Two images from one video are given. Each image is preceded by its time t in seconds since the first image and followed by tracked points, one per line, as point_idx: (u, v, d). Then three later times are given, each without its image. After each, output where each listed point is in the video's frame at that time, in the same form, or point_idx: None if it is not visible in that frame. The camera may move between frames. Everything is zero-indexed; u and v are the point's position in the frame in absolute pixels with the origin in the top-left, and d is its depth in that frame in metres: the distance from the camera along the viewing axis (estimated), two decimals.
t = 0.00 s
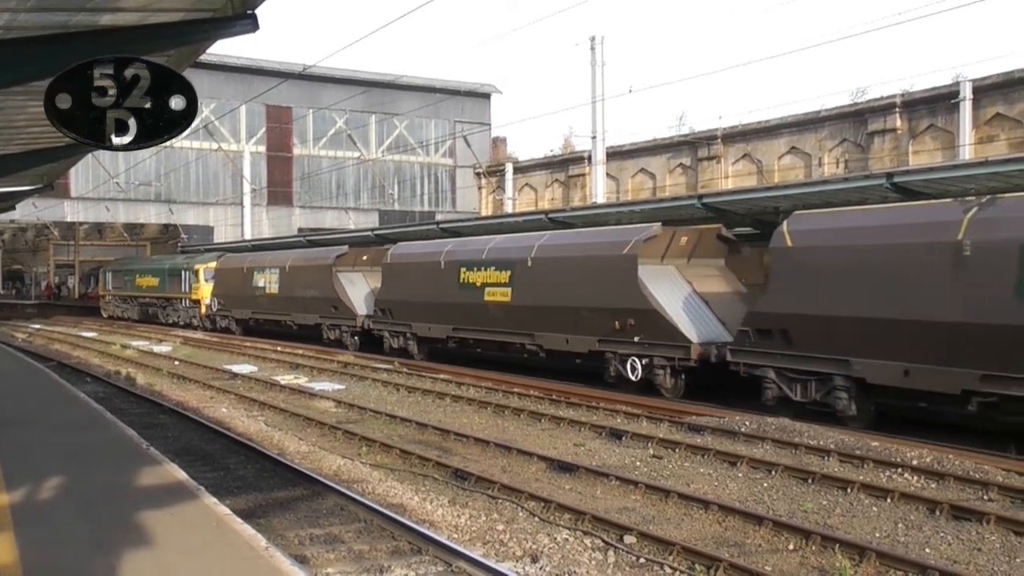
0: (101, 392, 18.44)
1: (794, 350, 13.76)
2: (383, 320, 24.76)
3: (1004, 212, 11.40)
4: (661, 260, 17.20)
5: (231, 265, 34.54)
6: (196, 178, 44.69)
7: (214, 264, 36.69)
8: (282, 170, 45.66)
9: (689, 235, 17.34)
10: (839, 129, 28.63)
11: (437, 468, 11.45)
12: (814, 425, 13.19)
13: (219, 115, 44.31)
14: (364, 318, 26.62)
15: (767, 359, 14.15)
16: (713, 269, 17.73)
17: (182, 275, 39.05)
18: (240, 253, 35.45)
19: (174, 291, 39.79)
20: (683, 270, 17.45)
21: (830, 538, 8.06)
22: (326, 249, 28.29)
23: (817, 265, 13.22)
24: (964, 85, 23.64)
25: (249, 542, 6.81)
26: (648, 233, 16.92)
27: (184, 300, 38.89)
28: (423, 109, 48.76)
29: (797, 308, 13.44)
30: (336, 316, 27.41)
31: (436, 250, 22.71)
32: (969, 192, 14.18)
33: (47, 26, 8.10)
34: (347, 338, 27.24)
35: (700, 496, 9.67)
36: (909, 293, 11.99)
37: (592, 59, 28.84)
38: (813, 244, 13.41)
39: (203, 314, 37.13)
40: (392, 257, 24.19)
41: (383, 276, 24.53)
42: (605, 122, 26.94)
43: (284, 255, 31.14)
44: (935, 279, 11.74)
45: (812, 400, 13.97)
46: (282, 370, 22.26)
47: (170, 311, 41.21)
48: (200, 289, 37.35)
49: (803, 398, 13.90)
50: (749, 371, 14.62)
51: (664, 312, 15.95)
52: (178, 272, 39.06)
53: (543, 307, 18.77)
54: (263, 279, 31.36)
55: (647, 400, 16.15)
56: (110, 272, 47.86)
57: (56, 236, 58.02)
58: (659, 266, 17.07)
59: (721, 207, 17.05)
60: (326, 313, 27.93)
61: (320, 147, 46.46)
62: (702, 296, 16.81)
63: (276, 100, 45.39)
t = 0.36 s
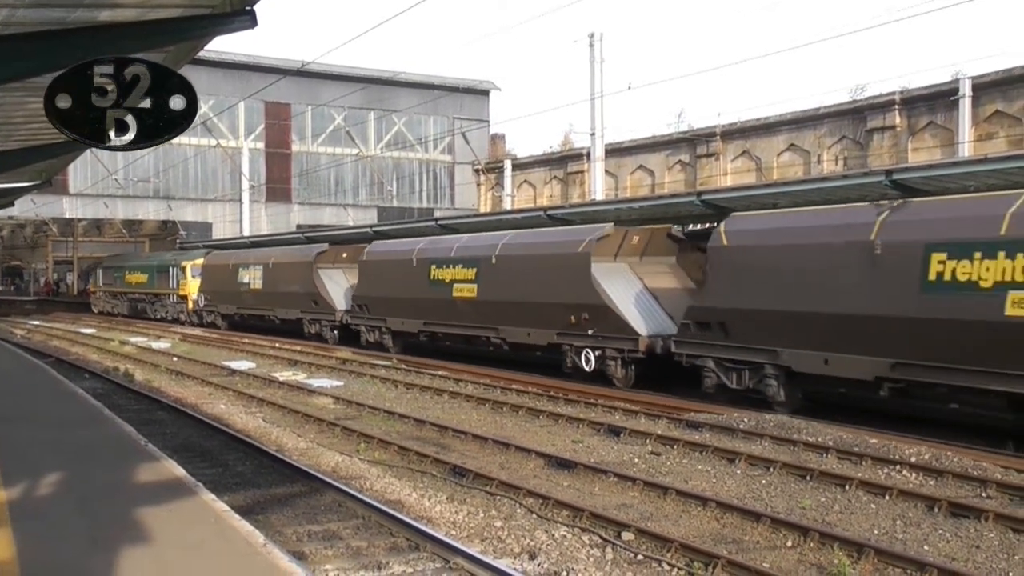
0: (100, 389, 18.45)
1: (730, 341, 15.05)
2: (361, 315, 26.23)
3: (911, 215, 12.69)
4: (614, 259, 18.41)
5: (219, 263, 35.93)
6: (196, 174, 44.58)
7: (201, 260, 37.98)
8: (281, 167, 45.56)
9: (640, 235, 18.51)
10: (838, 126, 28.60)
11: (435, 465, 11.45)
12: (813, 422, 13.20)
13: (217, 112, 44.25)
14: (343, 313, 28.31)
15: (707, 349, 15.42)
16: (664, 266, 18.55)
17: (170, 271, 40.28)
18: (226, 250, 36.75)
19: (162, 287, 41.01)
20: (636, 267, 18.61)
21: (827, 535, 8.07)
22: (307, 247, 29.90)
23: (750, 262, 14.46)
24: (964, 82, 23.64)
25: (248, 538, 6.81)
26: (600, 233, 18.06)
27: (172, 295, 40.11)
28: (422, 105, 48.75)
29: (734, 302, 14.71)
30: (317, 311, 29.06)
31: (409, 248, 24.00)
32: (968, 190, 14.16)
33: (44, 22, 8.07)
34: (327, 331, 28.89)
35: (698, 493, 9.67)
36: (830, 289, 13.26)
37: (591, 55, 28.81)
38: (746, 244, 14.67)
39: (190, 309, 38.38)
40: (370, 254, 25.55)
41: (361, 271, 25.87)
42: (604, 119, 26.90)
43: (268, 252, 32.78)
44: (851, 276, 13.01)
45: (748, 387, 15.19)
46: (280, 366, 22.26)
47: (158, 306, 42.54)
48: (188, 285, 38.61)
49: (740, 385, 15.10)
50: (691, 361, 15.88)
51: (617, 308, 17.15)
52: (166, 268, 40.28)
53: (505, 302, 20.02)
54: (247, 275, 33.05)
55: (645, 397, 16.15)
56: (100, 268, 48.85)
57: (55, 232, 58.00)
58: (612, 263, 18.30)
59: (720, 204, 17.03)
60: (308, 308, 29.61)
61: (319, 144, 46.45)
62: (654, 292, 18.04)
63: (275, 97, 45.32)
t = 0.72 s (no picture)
0: (103, 386, 18.47)
1: (680, 332, 16.03)
2: (346, 309, 27.67)
3: (837, 215, 13.62)
4: (577, 256, 19.62)
5: (211, 261, 37.35)
6: (199, 170, 44.58)
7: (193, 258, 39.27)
8: (283, 163, 45.59)
9: (600, 233, 19.62)
10: (841, 121, 28.54)
11: (439, 461, 11.45)
12: (816, 417, 13.20)
13: (220, 108, 44.28)
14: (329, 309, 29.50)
15: (659, 340, 16.47)
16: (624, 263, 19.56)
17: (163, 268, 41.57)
18: (217, 247, 38.11)
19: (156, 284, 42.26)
20: (598, 263, 19.76)
21: (832, 531, 8.06)
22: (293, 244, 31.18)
23: (696, 259, 15.44)
24: (967, 76, 23.59)
25: (251, 535, 6.81)
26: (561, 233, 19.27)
27: (165, 291, 41.42)
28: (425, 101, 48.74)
29: (682, 297, 15.67)
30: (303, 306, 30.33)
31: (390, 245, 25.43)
32: (972, 184, 14.12)
33: (45, 18, 8.05)
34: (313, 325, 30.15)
35: (702, 488, 9.66)
36: (765, 283, 14.19)
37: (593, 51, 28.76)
38: (692, 242, 15.64)
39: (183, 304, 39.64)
40: (355, 251, 26.97)
41: (346, 267, 27.28)
42: (607, 114, 26.88)
43: (258, 250, 34.06)
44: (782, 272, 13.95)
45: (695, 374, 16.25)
46: (283, 363, 22.28)
47: (152, 303, 43.74)
48: (181, 281, 39.88)
49: (687, 373, 16.18)
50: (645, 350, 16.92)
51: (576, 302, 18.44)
52: (160, 265, 41.55)
53: (476, 296, 21.39)
54: (238, 272, 34.39)
55: (648, 392, 16.15)
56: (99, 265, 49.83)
57: (58, 229, 58.09)
58: (575, 260, 19.55)
59: (723, 200, 16.99)
60: (295, 303, 30.90)
61: (321, 140, 46.39)
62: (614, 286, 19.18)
63: (277, 93, 45.24)
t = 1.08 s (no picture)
0: (109, 383, 18.52)
1: (639, 327, 16.89)
2: (332, 306, 28.53)
3: (776, 217, 14.63)
4: (547, 254, 20.38)
5: (203, 259, 38.49)
6: (204, 169, 44.63)
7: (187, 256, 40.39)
8: (290, 161, 45.75)
9: (570, 233, 20.58)
10: (847, 119, 28.49)
11: (445, 459, 11.45)
12: (822, 414, 13.17)
13: (226, 107, 44.33)
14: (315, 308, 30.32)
15: (616, 334, 17.40)
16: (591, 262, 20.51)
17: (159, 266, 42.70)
18: (211, 246, 39.18)
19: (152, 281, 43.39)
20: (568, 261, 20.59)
21: (839, 529, 8.05)
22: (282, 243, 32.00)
23: (650, 258, 16.41)
24: (973, 74, 23.53)
25: (257, 532, 6.82)
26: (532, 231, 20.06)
27: (160, 289, 42.54)
28: (430, 99, 48.77)
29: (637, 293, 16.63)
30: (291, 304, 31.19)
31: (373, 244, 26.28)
32: (978, 181, 14.08)
33: (52, 16, 8.04)
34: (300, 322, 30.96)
35: (708, 486, 9.65)
36: (711, 280, 15.16)
37: (598, 49, 28.71)
38: (646, 242, 16.60)
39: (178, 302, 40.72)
40: (339, 249, 27.85)
41: (331, 265, 28.18)
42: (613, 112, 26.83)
43: (249, 248, 34.86)
44: (725, 269, 14.93)
45: (653, 366, 17.13)
46: (289, 361, 22.28)
47: (148, 300, 44.85)
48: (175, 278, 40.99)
49: (645, 364, 17.04)
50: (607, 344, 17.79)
51: (544, 298, 19.12)
52: (156, 263, 42.66)
53: (453, 292, 22.14)
54: (229, 271, 35.29)
55: (653, 390, 16.13)
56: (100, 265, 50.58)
57: (65, 228, 58.18)
58: (544, 259, 20.24)
59: (729, 197, 16.95)
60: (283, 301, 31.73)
61: (327, 138, 46.44)
62: (581, 284, 19.89)
63: (283, 91, 45.35)
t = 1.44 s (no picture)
0: (113, 385, 18.56)
1: (599, 325, 18.23)
2: (320, 305, 29.90)
3: (721, 223, 15.80)
4: (518, 257, 21.75)
5: (197, 261, 39.22)
6: (209, 170, 44.65)
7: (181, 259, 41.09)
8: (294, 163, 45.51)
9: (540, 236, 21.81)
10: (851, 120, 28.46)
11: (449, 461, 11.45)
12: (827, 417, 13.15)
13: (231, 109, 44.48)
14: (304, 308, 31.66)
15: (580, 331, 18.71)
16: (560, 265, 21.85)
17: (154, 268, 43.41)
18: (206, 249, 39.82)
19: (147, 283, 44.10)
20: (538, 264, 21.89)
21: (843, 531, 8.04)
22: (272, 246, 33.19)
23: (609, 261, 17.63)
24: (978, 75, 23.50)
25: (261, 535, 6.83)
26: (503, 236, 21.44)
27: (155, 290, 43.24)
28: (434, 101, 48.79)
29: (599, 293, 17.80)
30: (281, 304, 32.49)
31: (358, 246, 27.73)
32: (982, 182, 14.07)
33: (57, 19, 8.08)
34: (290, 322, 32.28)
35: (712, 489, 9.65)
36: (662, 281, 16.32)
37: (603, 50, 28.69)
38: (607, 246, 17.76)
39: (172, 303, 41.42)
40: (327, 251, 29.28)
41: (319, 266, 29.63)
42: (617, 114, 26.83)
43: (241, 251, 35.99)
44: (675, 271, 16.07)
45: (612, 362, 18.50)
46: (294, 363, 22.31)
47: (143, 301, 45.56)
48: (169, 280, 41.68)
49: (605, 361, 18.44)
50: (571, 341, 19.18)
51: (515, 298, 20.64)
52: (151, 265, 43.37)
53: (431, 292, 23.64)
54: (222, 272, 36.46)
55: (657, 392, 16.13)
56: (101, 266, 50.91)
57: (69, 229, 58.29)
58: (515, 261, 21.66)
59: (734, 199, 16.95)
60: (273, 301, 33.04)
61: (331, 140, 46.47)
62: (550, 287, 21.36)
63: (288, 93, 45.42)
